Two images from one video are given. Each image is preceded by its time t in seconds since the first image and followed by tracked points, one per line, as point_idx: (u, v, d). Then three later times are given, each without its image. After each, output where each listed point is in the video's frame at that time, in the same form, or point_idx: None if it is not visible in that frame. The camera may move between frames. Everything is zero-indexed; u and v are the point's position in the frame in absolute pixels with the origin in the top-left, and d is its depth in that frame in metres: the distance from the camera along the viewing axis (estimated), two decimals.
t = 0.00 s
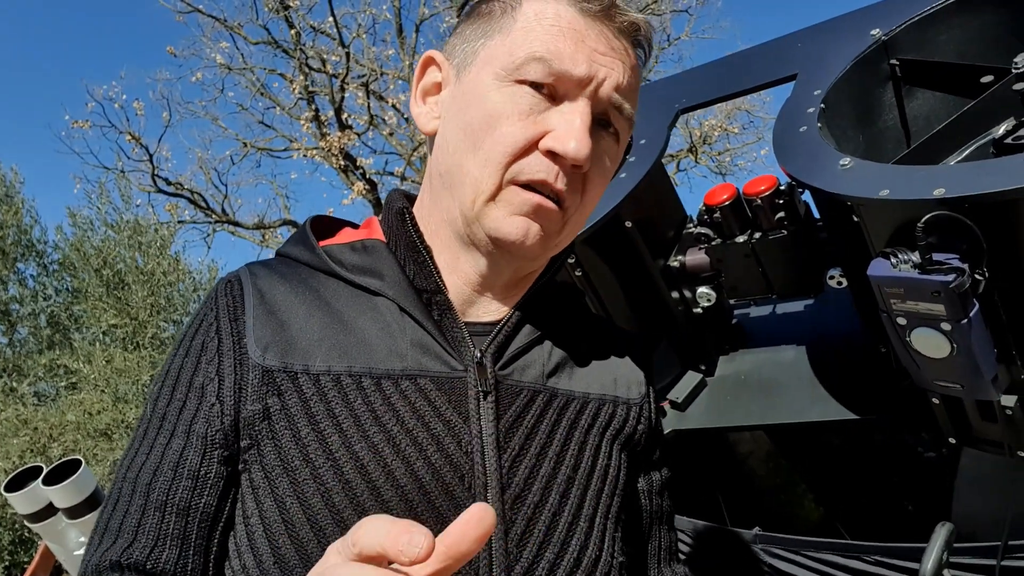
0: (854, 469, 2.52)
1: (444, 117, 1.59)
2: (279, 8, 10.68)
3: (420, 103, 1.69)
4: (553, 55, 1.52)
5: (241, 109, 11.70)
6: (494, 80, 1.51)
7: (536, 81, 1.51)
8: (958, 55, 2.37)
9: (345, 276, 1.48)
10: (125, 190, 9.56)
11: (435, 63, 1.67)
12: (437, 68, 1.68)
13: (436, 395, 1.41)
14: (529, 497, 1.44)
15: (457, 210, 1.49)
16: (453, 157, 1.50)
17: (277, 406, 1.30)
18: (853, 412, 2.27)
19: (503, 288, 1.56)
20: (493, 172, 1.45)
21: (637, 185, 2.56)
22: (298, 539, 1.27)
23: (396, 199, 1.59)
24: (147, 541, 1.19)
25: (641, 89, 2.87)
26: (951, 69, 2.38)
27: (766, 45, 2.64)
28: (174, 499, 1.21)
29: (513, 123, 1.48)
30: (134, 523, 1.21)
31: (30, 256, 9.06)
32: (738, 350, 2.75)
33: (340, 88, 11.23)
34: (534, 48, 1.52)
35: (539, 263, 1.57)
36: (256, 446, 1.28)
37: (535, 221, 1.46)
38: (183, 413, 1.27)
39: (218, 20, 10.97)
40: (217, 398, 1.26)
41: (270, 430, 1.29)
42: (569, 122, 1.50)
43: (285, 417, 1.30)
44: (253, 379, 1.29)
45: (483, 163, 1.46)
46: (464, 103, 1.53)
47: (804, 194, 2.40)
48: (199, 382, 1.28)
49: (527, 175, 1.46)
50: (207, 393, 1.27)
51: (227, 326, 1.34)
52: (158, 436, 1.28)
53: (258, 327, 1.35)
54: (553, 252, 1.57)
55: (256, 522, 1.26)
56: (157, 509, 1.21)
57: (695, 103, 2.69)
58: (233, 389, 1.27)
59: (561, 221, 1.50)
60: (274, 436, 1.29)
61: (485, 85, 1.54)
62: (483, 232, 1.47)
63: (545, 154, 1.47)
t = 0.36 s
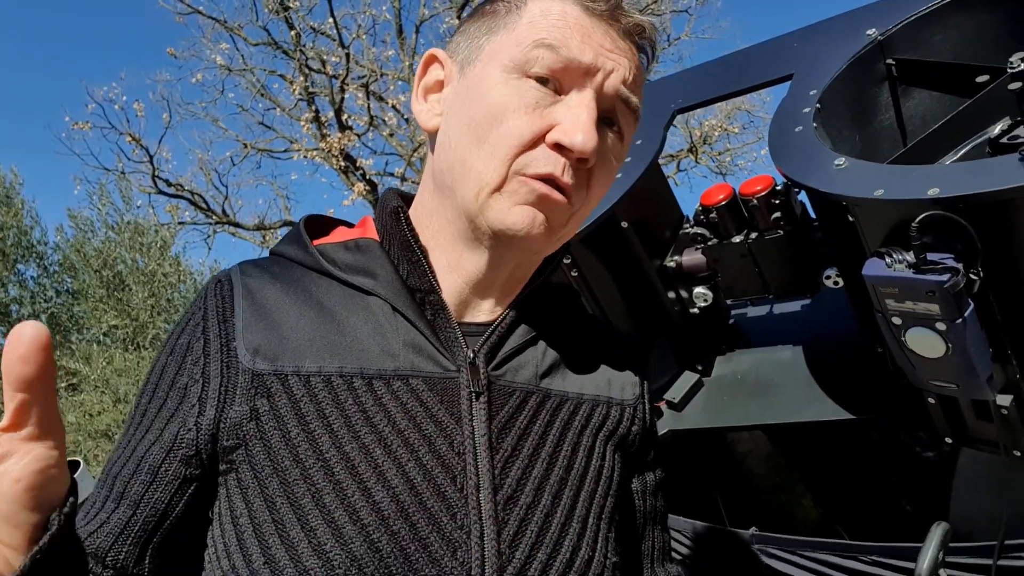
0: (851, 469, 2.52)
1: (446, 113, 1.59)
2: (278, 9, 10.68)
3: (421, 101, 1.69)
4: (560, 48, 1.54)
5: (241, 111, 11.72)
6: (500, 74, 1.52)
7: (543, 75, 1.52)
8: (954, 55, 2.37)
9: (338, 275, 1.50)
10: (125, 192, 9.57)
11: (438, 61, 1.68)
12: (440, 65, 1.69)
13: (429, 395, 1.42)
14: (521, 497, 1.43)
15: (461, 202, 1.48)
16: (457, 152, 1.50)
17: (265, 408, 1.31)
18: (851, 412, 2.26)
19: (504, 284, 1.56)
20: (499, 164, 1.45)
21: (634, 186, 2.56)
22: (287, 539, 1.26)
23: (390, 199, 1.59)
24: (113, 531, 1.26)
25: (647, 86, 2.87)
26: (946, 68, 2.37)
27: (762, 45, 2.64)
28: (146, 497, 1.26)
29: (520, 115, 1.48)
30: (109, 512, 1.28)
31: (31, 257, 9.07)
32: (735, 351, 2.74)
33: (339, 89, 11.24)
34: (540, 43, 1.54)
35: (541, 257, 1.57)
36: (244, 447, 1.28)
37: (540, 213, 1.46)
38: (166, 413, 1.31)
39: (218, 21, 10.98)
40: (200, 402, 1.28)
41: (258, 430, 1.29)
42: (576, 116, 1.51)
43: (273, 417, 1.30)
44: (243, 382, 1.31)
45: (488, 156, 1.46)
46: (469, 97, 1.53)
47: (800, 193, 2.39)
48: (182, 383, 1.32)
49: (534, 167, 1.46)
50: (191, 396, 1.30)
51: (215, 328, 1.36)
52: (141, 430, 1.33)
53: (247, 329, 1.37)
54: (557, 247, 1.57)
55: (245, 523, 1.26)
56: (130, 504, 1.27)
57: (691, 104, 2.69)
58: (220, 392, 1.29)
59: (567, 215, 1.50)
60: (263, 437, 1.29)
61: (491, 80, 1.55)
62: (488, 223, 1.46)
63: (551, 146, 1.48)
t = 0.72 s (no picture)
0: (854, 470, 2.52)
1: (432, 114, 1.58)
2: (280, 12, 10.70)
3: (406, 99, 1.69)
4: (544, 38, 1.53)
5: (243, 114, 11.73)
6: (485, 71, 1.52)
7: (528, 70, 1.52)
8: (955, 56, 2.37)
9: (340, 266, 1.50)
10: (128, 195, 9.59)
11: (420, 60, 1.68)
12: (421, 63, 1.69)
13: (425, 391, 1.42)
14: (520, 492, 1.43)
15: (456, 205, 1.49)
16: (448, 153, 1.50)
17: (261, 403, 1.32)
18: (854, 413, 2.26)
19: (501, 283, 1.57)
20: (491, 165, 1.45)
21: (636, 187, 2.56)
22: (287, 535, 1.27)
23: (392, 190, 1.61)
24: (104, 514, 1.25)
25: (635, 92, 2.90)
26: (943, 68, 2.37)
27: (764, 46, 2.65)
28: (141, 486, 1.26)
29: (508, 113, 1.48)
30: (104, 497, 1.28)
31: (33, 260, 9.09)
32: (739, 351, 2.75)
33: (341, 92, 11.26)
34: (524, 36, 1.53)
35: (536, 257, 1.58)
36: (241, 443, 1.29)
37: (536, 214, 1.47)
38: (167, 404, 1.31)
39: (220, 25, 11.00)
40: (203, 395, 1.29)
41: (255, 426, 1.30)
42: (565, 110, 1.51)
43: (269, 413, 1.31)
44: (241, 376, 1.32)
45: (479, 156, 1.47)
46: (456, 95, 1.53)
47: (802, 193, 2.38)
48: (184, 374, 1.33)
49: (525, 167, 1.46)
50: (192, 387, 1.30)
51: (216, 320, 1.37)
52: (144, 420, 1.34)
53: (247, 321, 1.38)
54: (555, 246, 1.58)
55: (246, 518, 1.28)
56: (125, 490, 1.26)
57: (693, 105, 2.68)
58: (222, 386, 1.31)
59: (563, 213, 1.51)
60: (260, 434, 1.30)
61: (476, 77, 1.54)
62: (483, 227, 1.47)
63: (541, 143, 1.48)
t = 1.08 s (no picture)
0: (865, 476, 2.52)
1: (435, 127, 1.58)
2: (279, 15, 10.69)
3: (408, 116, 1.69)
4: (535, 34, 1.50)
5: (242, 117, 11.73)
6: (483, 74, 1.50)
7: (526, 68, 1.50)
8: (967, 61, 2.38)
9: (352, 282, 1.51)
10: (127, 197, 9.57)
11: (416, 74, 1.67)
12: (418, 78, 1.68)
13: (444, 405, 1.42)
14: (544, 503, 1.43)
15: (466, 215, 1.48)
16: (454, 161, 1.49)
17: (280, 423, 1.32)
18: (869, 418, 2.27)
19: (513, 292, 1.56)
20: (497, 168, 1.45)
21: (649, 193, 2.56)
22: (309, 551, 1.27)
23: (403, 204, 1.61)
24: (138, 538, 1.28)
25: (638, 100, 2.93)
26: (955, 72, 2.40)
27: (774, 51, 2.64)
28: (171, 510, 1.28)
29: (513, 111, 1.46)
30: (137, 523, 1.31)
31: (33, 263, 9.07)
32: (751, 357, 2.74)
33: (340, 94, 11.25)
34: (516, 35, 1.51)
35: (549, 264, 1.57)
36: (262, 460, 1.30)
37: (550, 209, 1.46)
38: (194, 430, 1.33)
39: (219, 27, 10.99)
40: (230, 418, 1.30)
41: (274, 444, 1.30)
42: (569, 101, 1.48)
43: (288, 431, 1.31)
44: (260, 399, 1.32)
45: (485, 160, 1.46)
46: (457, 103, 1.51)
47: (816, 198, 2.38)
48: (207, 398, 1.35)
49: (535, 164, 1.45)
50: (215, 410, 1.32)
51: (235, 342, 1.39)
52: (170, 446, 1.36)
53: (265, 344, 1.39)
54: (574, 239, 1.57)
55: (268, 533, 1.28)
56: (155, 515, 1.29)
57: (704, 110, 2.69)
58: (243, 408, 1.32)
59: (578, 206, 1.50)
60: (280, 450, 1.30)
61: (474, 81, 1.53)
62: (493, 237, 1.46)
63: (549, 136, 1.46)
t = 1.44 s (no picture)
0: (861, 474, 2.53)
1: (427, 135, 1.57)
2: (273, 14, 10.66)
3: (402, 118, 1.69)
4: (526, 61, 1.45)
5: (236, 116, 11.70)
6: (471, 98, 1.47)
7: (515, 92, 1.46)
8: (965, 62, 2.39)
9: (349, 287, 1.50)
10: (120, 197, 9.53)
11: (409, 78, 1.65)
12: (411, 82, 1.66)
13: (445, 405, 1.42)
14: (546, 501, 1.43)
15: (457, 231, 1.49)
16: (444, 180, 1.49)
17: (280, 430, 1.32)
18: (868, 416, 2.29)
19: (511, 294, 1.56)
20: (485, 196, 1.45)
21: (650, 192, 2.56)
22: (312, 554, 1.28)
23: (397, 208, 1.60)
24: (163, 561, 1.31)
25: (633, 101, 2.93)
26: (955, 73, 2.41)
27: (773, 52, 2.66)
28: (186, 528, 1.30)
29: (500, 140, 1.45)
30: (157, 545, 1.34)
31: (26, 263, 9.02)
32: (749, 355, 2.76)
33: (335, 94, 11.24)
34: (508, 64, 1.46)
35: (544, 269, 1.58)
36: (262, 467, 1.30)
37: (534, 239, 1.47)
38: (196, 444, 1.32)
39: (212, 26, 10.95)
40: (228, 428, 1.30)
41: (275, 451, 1.30)
42: (557, 132, 1.45)
43: (288, 436, 1.31)
44: (260, 408, 1.32)
45: (473, 186, 1.46)
46: (447, 123, 1.49)
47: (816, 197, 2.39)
48: (208, 412, 1.33)
49: (520, 195, 1.44)
50: (215, 424, 1.31)
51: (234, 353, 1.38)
52: (175, 461, 1.36)
53: (265, 351, 1.38)
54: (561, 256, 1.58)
55: (269, 539, 1.29)
56: (173, 535, 1.31)
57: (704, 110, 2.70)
58: (241, 418, 1.31)
59: (563, 233, 1.50)
60: (279, 456, 1.30)
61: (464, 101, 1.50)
62: (482, 254, 1.48)
63: (535, 169, 1.45)
